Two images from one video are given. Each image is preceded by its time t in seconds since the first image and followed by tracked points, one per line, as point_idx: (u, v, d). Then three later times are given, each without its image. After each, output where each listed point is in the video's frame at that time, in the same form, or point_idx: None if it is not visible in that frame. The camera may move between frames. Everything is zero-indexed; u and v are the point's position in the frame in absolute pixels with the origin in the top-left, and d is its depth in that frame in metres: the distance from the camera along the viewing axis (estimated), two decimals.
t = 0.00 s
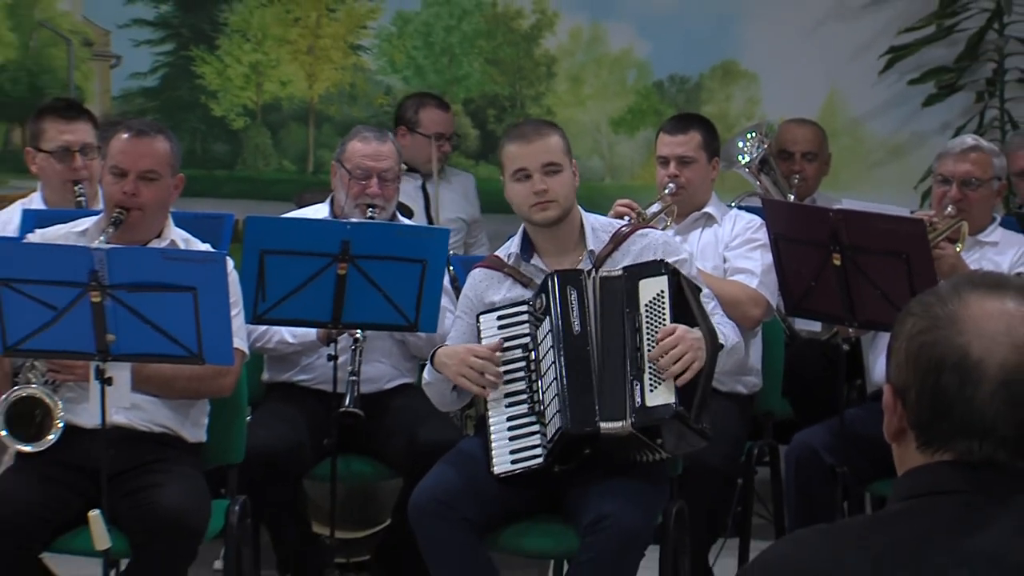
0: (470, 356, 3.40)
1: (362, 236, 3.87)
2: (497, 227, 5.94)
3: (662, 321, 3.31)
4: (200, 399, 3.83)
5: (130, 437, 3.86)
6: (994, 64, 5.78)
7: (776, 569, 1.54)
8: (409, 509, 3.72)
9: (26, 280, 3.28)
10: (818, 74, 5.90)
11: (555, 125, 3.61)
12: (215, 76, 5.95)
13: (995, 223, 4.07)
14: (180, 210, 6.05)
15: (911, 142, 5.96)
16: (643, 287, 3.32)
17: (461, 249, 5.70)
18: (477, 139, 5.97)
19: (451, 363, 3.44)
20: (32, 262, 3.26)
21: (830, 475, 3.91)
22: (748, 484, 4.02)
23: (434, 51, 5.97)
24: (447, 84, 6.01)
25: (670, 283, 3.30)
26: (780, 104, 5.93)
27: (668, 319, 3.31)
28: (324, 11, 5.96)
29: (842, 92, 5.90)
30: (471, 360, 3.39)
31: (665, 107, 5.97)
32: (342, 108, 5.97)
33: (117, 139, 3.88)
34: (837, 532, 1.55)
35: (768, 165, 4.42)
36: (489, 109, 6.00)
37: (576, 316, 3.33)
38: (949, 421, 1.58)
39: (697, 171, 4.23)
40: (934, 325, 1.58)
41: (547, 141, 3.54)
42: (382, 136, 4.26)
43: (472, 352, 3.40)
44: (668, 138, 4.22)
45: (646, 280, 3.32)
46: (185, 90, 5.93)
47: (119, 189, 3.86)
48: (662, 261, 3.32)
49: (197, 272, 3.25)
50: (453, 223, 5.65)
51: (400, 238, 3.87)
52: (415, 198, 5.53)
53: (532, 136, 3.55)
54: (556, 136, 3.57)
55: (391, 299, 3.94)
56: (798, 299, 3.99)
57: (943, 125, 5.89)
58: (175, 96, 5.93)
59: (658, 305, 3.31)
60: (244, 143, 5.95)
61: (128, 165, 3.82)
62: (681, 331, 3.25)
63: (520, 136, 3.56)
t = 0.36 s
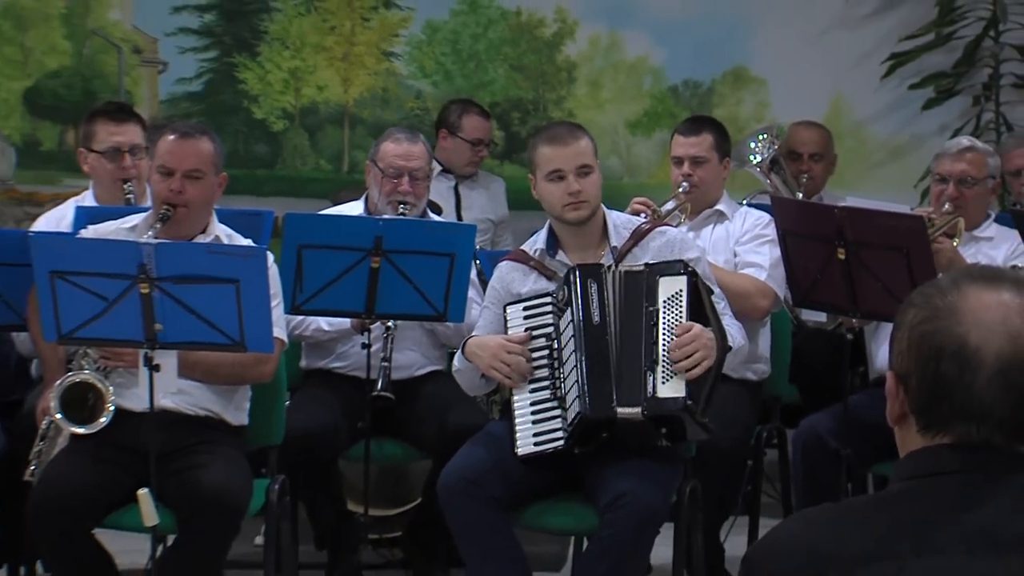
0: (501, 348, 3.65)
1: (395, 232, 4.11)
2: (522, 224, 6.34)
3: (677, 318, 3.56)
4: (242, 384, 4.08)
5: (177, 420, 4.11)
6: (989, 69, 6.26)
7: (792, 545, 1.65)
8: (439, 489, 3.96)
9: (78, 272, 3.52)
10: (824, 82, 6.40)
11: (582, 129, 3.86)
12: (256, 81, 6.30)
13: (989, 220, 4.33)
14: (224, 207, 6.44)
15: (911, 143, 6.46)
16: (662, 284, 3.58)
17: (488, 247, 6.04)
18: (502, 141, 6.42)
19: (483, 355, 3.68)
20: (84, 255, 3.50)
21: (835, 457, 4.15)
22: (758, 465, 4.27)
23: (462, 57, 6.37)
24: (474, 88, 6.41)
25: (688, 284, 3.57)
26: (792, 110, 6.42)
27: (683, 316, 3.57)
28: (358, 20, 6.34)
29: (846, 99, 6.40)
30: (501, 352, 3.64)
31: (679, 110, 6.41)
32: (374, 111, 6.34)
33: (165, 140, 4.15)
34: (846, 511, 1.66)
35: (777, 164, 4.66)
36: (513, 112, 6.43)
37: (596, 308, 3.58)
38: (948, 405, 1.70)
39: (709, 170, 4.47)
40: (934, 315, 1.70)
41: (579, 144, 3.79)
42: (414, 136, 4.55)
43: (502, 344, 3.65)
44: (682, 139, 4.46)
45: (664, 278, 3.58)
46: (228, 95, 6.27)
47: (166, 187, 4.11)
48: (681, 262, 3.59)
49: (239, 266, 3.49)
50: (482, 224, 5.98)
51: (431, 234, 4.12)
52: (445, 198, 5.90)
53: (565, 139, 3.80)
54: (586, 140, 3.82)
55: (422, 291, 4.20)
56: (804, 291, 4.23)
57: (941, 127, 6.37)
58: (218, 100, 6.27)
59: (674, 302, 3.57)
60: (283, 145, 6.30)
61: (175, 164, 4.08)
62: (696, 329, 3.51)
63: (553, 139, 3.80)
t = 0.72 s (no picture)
0: (529, 338, 3.91)
1: (426, 229, 4.38)
2: (545, 221, 6.76)
3: (693, 311, 3.82)
4: (281, 370, 4.33)
5: (221, 404, 4.37)
6: (987, 74, 6.68)
7: (801, 524, 1.72)
8: (467, 469, 4.22)
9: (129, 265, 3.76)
10: (830, 83, 6.80)
11: (603, 132, 4.11)
12: (296, 86, 6.71)
13: (987, 216, 4.57)
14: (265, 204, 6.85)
15: (912, 145, 6.86)
16: (679, 278, 3.84)
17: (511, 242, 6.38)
18: (528, 144, 6.78)
19: (512, 344, 3.94)
20: (134, 249, 3.74)
21: (840, 440, 4.41)
22: (767, 447, 4.55)
23: (489, 63, 6.75)
24: (500, 93, 6.80)
25: (703, 279, 3.83)
26: (803, 114, 6.82)
27: (699, 309, 3.82)
28: (392, 29, 6.73)
29: (851, 103, 6.80)
30: (529, 342, 3.90)
31: (693, 112, 6.84)
32: (406, 113, 6.74)
33: (207, 141, 4.37)
34: (851, 491, 1.72)
35: (786, 164, 4.92)
36: (538, 116, 6.82)
37: (616, 299, 3.84)
38: (948, 390, 1.79)
39: (721, 170, 4.73)
40: (934, 306, 1.80)
41: (599, 146, 4.05)
42: (442, 137, 4.82)
43: (530, 334, 3.91)
44: (696, 141, 4.72)
45: (681, 273, 3.84)
46: (270, 99, 6.70)
47: (209, 185, 4.36)
48: (697, 258, 3.85)
49: (279, 258, 3.73)
50: (507, 220, 6.30)
51: (459, 231, 4.38)
52: (471, 196, 6.18)
53: (586, 142, 4.05)
54: (607, 142, 4.08)
55: (452, 284, 4.47)
56: (812, 283, 4.50)
57: (941, 129, 6.78)
58: (260, 104, 6.69)
59: (690, 295, 3.83)
60: (320, 145, 6.72)
61: (217, 164, 4.32)
62: (711, 323, 3.77)
63: (575, 141, 4.06)
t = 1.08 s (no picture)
0: (549, 325, 4.18)
1: (450, 224, 4.66)
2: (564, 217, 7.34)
3: (703, 306, 4.10)
4: (314, 357, 4.58)
5: (258, 389, 4.63)
6: (980, 79, 7.23)
7: (805, 500, 1.76)
8: (488, 451, 4.46)
9: (172, 259, 4.00)
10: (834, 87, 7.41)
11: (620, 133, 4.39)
12: (328, 90, 7.31)
13: (980, 213, 4.85)
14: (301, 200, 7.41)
15: (911, 145, 7.46)
16: (689, 273, 4.11)
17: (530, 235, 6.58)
18: (545, 142, 7.41)
19: (533, 330, 4.22)
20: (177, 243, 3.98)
21: (841, 424, 4.69)
22: (773, 430, 4.84)
23: (510, 68, 7.35)
24: (520, 96, 7.41)
25: (711, 275, 4.11)
26: (805, 113, 7.44)
27: (708, 304, 4.11)
28: (418, 36, 7.31)
29: (853, 104, 7.42)
30: (549, 329, 4.17)
31: (703, 116, 7.45)
32: (431, 116, 7.33)
33: (245, 141, 4.64)
34: (852, 471, 1.78)
35: (790, 164, 5.19)
36: (556, 118, 7.43)
37: (631, 291, 4.10)
38: (947, 377, 1.84)
39: (729, 169, 5.00)
40: (931, 296, 1.85)
41: (616, 147, 4.32)
42: (463, 138, 5.10)
43: (549, 321, 4.18)
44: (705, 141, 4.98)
45: (692, 269, 4.11)
46: (304, 102, 7.28)
47: (247, 183, 4.63)
48: (706, 256, 4.13)
49: (311, 252, 3.97)
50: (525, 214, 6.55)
51: (482, 226, 4.65)
52: (491, 191, 6.46)
53: (604, 143, 4.33)
54: (623, 143, 4.35)
55: (475, 276, 4.75)
56: (815, 277, 4.76)
57: (937, 131, 7.38)
58: (294, 107, 7.27)
59: (700, 290, 4.11)
60: (352, 145, 7.30)
61: (255, 164, 4.59)
62: (722, 321, 4.08)
63: (593, 142, 4.34)
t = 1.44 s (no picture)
0: (568, 314, 4.45)
1: (471, 217, 4.93)
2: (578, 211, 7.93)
3: (713, 300, 4.44)
4: (345, 343, 4.87)
5: (291, 373, 4.90)
6: (973, 80, 7.69)
7: (806, 478, 1.81)
8: (509, 431, 4.71)
9: (210, 250, 4.25)
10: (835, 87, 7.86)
11: (638, 132, 4.67)
12: (357, 90, 7.98)
13: (973, 207, 5.13)
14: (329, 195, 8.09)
15: (906, 143, 7.88)
16: (702, 269, 4.44)
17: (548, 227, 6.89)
18: (561, 140, 8.06)
19: (552, 319, 4.48)
20: (215, 236, 4.24)
21: (841, 407, 4.96)
22: (777, 412, 5.13)
23: (529, 70, 7.96)
24: (538, 97, 8.02)
25: (721, 272, 4.46)
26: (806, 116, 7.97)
27: (717, 299, 4.46)
28: (442, 39, 7.96)
29: (852, 104, 7.85)
30: (568, 317, 4.44)
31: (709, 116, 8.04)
32: (454, 116, 7.99)
33: (279, 139, 4.89)
34: (853, 451, 1.82)
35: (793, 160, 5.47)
36: (573, 117, 8.03)
37: (646, 282, 4.38)
38: (938, 361, 1.91)
39: (735, 165, 5.28)
40: (927, 285, 1.92)
41: (636, 146, 4.60)
42: (482, 134, 5.38)
43: (569, 311, 4.45)
44: (712, 138, 5.26)
45: (704, 264, 4.44)
46: (334, 101, 7.95)
47: (281, 179, 4.90)
48: (717, 253, 4.48)
49: (340, 244, 4.23)
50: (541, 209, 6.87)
51: (500, 218, 4.92)
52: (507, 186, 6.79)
53: (623, 141, 4.61)
54: (643, 142, 4.63)
55: (495, 266, 5.03)
56: (816, 266, 5.03)
57: (931, 130, 7.81)
58: (325, 106, 7.95)
59: (710, 286, 4.45)
60: (379, 144, 7.98)
61: (288, 161, 4.86)
62: (732, 316, 4.42)
63: (614, 140, 4.62)
